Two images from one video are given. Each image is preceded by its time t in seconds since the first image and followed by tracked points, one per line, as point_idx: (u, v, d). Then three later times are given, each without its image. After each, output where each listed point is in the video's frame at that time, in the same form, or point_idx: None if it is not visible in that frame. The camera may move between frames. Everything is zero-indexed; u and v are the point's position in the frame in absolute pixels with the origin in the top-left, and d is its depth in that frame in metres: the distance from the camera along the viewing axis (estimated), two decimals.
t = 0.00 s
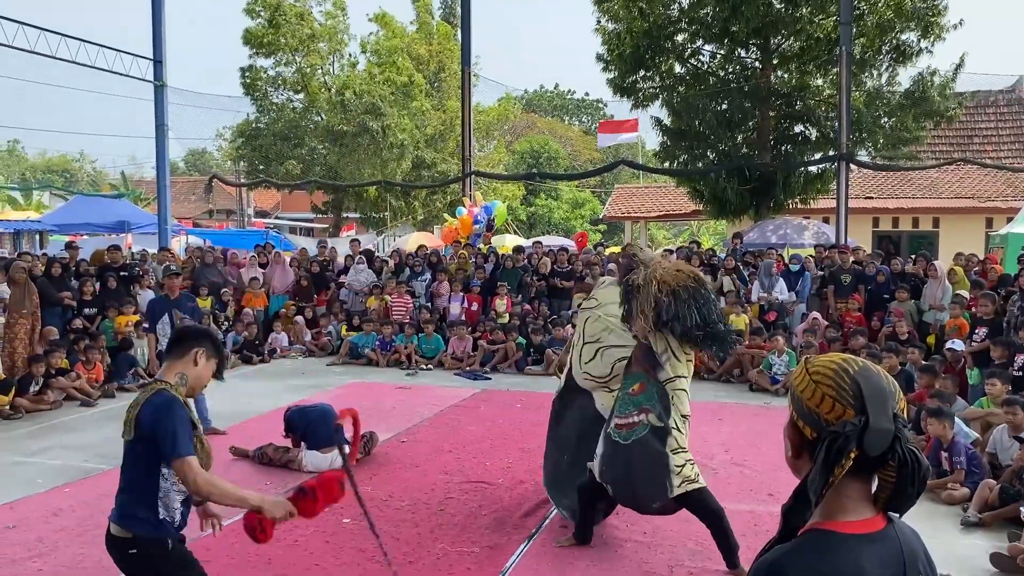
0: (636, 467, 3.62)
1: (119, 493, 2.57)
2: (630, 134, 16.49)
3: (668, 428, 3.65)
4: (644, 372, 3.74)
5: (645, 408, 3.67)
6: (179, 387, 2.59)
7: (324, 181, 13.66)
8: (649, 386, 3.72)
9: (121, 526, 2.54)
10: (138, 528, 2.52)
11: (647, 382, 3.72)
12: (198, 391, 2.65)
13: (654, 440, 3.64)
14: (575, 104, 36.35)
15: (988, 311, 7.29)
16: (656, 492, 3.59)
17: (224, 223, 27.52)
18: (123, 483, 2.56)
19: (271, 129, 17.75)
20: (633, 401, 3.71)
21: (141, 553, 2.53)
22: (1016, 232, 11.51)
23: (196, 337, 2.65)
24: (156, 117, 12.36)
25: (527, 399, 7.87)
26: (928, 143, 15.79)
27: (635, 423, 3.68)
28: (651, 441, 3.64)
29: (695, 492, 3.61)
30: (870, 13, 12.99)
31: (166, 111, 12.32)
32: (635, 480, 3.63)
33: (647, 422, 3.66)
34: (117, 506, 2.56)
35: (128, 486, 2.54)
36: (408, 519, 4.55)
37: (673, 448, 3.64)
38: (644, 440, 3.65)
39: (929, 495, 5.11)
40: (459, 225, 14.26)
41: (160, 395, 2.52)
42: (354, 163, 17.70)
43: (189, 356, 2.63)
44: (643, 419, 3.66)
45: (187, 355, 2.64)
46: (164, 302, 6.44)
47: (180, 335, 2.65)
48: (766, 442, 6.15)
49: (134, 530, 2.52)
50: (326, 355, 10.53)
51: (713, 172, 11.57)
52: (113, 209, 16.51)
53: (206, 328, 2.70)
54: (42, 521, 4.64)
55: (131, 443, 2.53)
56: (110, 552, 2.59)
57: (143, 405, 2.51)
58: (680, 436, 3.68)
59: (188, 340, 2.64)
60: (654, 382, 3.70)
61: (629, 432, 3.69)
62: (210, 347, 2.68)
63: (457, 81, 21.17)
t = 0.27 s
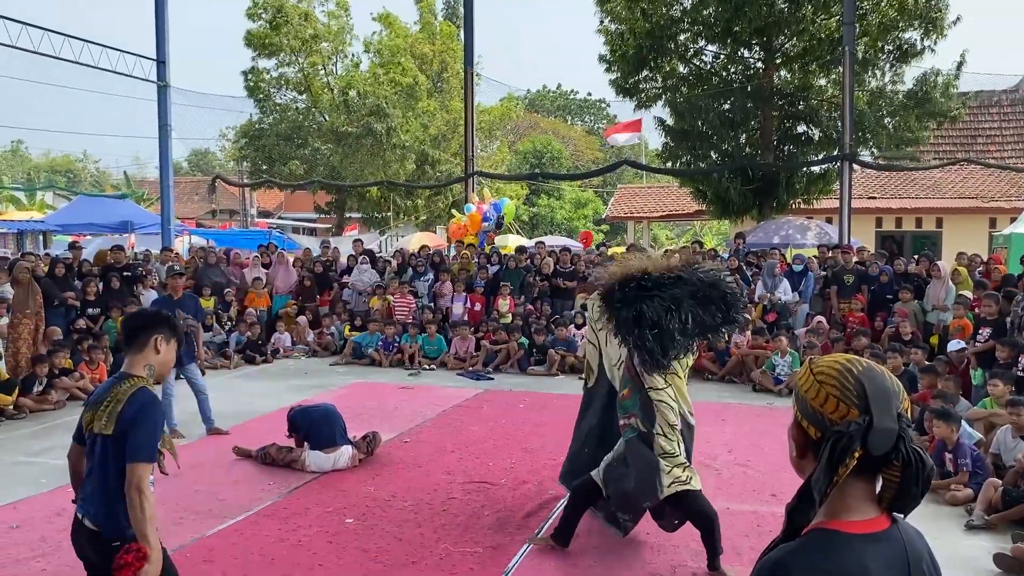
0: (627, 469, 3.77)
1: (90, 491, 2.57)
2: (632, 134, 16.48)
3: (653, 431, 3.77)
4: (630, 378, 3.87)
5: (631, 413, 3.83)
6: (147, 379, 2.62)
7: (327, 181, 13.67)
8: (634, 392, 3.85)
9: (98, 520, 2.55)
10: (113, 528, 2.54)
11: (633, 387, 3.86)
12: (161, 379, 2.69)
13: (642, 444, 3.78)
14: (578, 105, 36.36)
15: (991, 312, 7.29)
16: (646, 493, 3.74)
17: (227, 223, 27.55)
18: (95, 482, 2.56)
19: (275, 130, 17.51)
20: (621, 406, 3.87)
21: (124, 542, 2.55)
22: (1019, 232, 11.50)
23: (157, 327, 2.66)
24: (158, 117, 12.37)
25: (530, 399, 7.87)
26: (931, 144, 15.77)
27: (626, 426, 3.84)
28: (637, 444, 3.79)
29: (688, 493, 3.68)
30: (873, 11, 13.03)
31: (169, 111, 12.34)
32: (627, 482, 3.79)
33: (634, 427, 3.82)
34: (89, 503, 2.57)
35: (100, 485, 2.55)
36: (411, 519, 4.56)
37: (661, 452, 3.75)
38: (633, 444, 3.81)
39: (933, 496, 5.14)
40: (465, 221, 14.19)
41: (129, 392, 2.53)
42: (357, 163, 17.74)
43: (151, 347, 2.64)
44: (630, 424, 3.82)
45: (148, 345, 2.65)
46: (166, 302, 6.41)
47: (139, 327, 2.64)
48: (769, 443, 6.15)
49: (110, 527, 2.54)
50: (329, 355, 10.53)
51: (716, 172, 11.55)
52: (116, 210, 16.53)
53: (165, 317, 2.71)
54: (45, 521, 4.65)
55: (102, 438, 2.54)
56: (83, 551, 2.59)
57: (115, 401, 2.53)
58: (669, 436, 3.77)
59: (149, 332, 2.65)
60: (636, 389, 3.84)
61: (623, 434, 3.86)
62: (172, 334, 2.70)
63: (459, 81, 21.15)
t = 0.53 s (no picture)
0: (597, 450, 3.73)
1: (67, 490, 2.57)
2: (635, 134, 16.45)
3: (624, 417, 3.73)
4: (609, 360, 3.80)
5: (605, 397, 3.76)
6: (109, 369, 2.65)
7: (329, 181, 13.66)
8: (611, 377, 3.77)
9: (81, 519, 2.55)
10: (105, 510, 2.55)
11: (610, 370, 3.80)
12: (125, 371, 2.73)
13: (608, 429, 3.75)
14: (580, 104, 36.33)
15: (995, 312, 7.28)
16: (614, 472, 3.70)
17: (230, 223, 27.55)
18: (73, 477, 2.56)
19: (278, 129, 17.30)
20: (596, 387, 3.81)
21: (108, 541, 2.56)
22: None
23: (116, 320, 2.69)
24: (161, 117, 12.39)
25: (532, 398, 7.86)
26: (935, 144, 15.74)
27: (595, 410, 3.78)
28: (606, 429, 3.74)
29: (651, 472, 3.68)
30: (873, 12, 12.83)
31: (172, 111, 12.35)
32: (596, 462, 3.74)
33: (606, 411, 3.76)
34: (66, 502, 2.57)
35: (79, 476, 2.55)
36: (414, 518, 4.56)
37: (625, 437, 3.72)
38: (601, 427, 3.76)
39: (936, 496, 5.12)
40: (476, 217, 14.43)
41: (96, 378, 2.56)
42: (360, 162, 17.79)
43: (110, 343, 2.67)
44: (602, 407, 3.77)
45: (104, 342, 2.68)
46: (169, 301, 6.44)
47: (99, 322, 2.68)
48: (772, 442, 6.14)
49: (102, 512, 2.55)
50: (332, 354, 10.54)
51: (719, 171, 11.53)
52: (119, 209, 16.55)
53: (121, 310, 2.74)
54: (48, 520, 4.66)
55: (75, 430, 2.55)
56: (64, 549, 2.60)
57: (83, 391, 2.55)
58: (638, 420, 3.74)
59: (108, 326, 2.68)
60: (615, 372, 3.78)
61: (592, 416, 3.80)
62: (132, 328, 2.74)
63: (461, 80, 21.10)
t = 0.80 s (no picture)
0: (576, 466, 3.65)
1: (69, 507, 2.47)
2: (637, 133, 16.43)
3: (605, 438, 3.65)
4: (588, 381, 3.70)
5: (584, 415, 3.65)
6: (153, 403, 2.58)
7: (331, 180, 13.67)
8: (590, 394, 3.67)
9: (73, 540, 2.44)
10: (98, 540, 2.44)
11: (589, 389, 3.69)
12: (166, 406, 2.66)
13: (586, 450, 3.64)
14: (582, 103, 36.34)
15: (998, 311, 7.27)
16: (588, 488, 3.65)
17: (232, 221, 27.56)
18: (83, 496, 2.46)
19: (280, 127, 17.91)
20: (572, 407, 3.67)
21: (97, 564, 2.45)
22: None
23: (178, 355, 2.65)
24: (163, 116, 12.40)
25: (535, 397, 7.86)
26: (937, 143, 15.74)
27: (572, 432, 3.65)
28: (585, 450, 3.63)
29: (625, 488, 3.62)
30: (876, 9, 12.82)
31: (174, 110, 12.36)
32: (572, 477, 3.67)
33: (587, 429, 3.64)
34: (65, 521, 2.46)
35: (91, 502, 2.46)
36: (416, 517, 4.57)
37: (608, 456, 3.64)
38: (581, 446, 3.64)
39: (939, 495, 5.11)
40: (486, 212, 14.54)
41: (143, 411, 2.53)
42: (362, 162, 17.92)
43: (167, 373, 2.62)
44: (582, 428, 3.64)
45: (160, 371, 2.61)
46: (172, 299, 6.49)
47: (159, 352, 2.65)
48: (774, 442, 6.14)
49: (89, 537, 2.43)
50: (334, 353, 10.55)
51: (721, 170, 11.52)
52: (122, 208, 16.56)
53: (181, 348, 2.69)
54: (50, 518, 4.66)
55: (103, 455, 2.48)
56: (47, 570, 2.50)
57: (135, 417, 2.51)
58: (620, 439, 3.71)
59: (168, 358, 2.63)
60: (595, 392, 3.68)
61: (570, 437, 3.66)
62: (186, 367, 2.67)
63: (464, 79, 21.04)
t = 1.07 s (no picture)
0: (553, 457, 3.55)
1: (68, 489, 2.57)
2: (637, 131, 16.42)
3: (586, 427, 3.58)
4: (580, 368, 3.61)
5: (571, 403, 3.56)
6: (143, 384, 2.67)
7: (332, 179, 13.66)
8: (579, 382, 3.59)
9: (74, 520, 2.56)
10: (93, 521, 2.55)
11: (579, 376, 3.61)
12: (159, 388, 2.74)
13: (567, 437, 3.57)
14: (583, 102, 36.34)
15: (999, 311, 7.26)
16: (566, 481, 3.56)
17: (232, 220, 27.56)
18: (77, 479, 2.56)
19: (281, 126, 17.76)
20: (562, 394, 3.57)
21: (100, 543, 2.57)
22: None
23: (161, 336, 2.75)
24: (164, 114, 12.40)
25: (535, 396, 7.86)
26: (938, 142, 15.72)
27: (554, 419, 3.56)
28: (565, 439, 3.56)
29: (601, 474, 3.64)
30: (878, 8, 12.77)
31: (175, 109, 12.37)
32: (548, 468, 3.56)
33: (571, 417, 3.57)
34: (64, 500, 2.58)
35: (85, 484, 2.55)
36: (416, 516, 4.57)
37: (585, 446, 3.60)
38: (563, 434, 3.57)
39: (939, 495, 5.10)
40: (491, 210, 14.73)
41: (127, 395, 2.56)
42: (363, 159, 17.92)
43: (154, 355, 2.72)
44: (569, 415, 3.56)
45: (150, 353, 2.72)
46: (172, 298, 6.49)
47: (145, 334, 2.73)
48: (774, 441, 6.14)
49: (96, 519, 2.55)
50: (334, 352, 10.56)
51: (722, 169, 11.50)
52: (122, 206, 16.57)
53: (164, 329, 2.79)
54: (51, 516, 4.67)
55: (96, 437, 2.56)
56: (56, 553, 2.62)
57: (116, 398, 2.56)
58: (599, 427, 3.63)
59: (152, 339, 2.73)
60: (586, 380, 3.60)
61: (552, 425, 3.56)
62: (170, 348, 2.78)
63: (465, 78, 21.03)
